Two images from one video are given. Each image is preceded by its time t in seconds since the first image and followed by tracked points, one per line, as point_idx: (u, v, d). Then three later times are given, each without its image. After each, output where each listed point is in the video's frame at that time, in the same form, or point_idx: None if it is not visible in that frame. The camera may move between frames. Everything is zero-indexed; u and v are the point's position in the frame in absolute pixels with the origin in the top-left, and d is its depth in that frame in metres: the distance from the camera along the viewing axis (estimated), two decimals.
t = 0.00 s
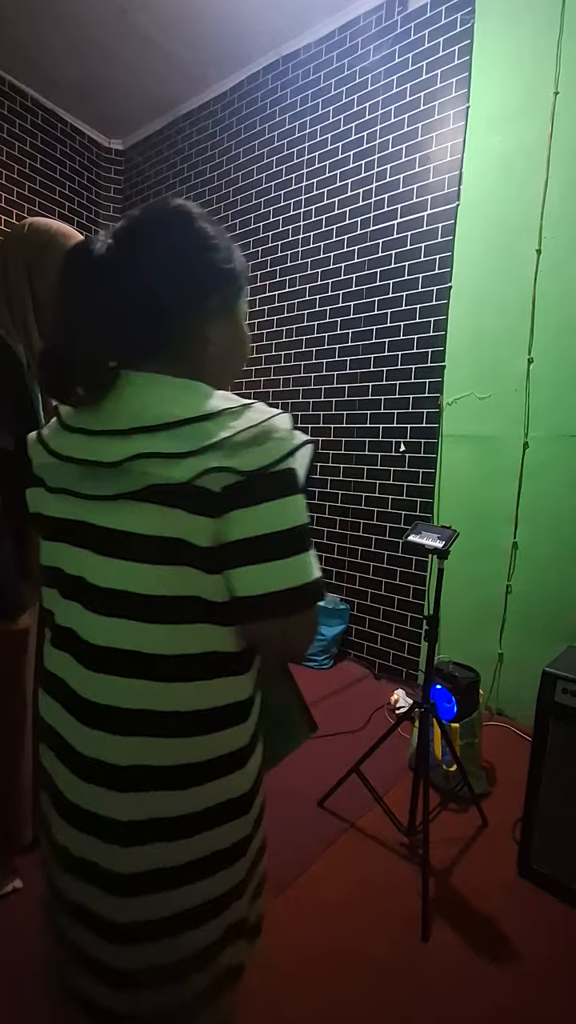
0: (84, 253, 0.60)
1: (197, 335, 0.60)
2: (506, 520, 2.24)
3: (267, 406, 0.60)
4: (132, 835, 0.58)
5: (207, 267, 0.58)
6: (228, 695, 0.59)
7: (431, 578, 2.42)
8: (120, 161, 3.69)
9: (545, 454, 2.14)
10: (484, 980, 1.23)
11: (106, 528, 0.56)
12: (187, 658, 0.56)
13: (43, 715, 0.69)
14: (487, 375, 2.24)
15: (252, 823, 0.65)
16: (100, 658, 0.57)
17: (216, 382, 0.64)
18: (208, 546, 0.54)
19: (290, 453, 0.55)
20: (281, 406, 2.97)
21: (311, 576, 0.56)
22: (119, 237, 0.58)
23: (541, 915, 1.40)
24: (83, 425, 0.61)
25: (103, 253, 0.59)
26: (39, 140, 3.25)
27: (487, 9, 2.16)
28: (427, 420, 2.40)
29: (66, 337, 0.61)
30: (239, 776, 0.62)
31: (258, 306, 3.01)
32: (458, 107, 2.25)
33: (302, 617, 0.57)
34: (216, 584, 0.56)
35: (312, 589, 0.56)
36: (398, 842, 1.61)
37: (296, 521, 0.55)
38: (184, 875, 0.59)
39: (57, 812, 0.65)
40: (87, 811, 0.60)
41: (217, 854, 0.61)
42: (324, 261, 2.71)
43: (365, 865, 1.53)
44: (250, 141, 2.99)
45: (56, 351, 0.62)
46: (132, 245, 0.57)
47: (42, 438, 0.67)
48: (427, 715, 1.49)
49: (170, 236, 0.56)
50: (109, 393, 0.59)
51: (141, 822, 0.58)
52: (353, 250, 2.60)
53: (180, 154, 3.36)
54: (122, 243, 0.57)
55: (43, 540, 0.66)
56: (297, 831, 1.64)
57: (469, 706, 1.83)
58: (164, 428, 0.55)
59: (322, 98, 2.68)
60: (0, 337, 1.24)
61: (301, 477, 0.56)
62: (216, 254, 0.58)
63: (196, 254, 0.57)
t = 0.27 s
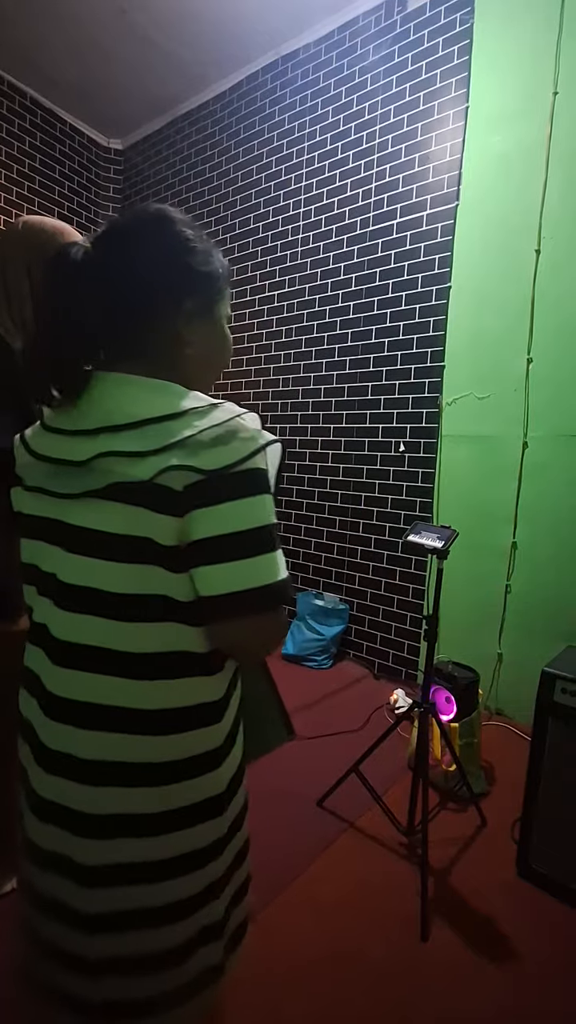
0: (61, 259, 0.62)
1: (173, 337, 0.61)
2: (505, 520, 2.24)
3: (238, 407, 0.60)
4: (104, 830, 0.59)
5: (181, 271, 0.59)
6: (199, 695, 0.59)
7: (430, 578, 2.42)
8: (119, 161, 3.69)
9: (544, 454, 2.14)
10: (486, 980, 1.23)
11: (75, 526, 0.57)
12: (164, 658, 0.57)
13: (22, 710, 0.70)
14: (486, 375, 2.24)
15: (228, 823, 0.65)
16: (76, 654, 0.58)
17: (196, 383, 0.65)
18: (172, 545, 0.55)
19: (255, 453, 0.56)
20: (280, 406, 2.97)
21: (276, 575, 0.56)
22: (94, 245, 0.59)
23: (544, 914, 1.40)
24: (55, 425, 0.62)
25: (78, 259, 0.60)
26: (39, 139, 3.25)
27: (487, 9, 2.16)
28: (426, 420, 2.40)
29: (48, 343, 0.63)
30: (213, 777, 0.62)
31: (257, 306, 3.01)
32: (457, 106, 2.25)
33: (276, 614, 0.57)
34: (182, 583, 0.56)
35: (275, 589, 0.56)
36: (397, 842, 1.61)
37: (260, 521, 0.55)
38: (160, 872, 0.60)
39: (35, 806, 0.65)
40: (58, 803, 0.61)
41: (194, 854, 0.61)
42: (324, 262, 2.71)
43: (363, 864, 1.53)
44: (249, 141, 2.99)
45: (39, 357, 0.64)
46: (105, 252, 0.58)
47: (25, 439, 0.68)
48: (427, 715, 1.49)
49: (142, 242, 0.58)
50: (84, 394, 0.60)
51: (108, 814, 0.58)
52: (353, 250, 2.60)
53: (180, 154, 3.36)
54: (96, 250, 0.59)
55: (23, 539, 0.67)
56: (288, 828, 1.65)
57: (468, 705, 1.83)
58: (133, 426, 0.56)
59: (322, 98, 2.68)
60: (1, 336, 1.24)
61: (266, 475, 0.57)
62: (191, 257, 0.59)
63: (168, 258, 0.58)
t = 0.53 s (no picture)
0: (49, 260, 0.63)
1: (160, 335, 0.61)
2: (505, 520, 2.24)
3: (223, 402, 0.60)
4: (91, 831, 0.59)
5: (165, 269, 0.59)
6: (186, 695, 0.59)
7: (430, 578, 2.42)
8: (119, 161, 3.69)
9: (544, 453, 2.14)
10: (485, 979, 1.23)
11: (61, 526, 0.58)
12: (153, 658, 0.57)
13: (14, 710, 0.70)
14: (486, 375, 2.24)
15: (215, 828, 0.66)
16: (64, 655, 0.58)
17: (184, 382, 0.66)
18: (154, 542, 0.54)
19: (238, 447, 0.55)
20: (279, 406, 2.97)
21: (261, 572, 0.55)
22: (82, 249, 0.60)
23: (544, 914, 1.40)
24: (44, 425, 0.63)
25: (66, 260, 0.61)
26: (38, 139, 3.25)
27: (486, 9, 2.16)
28: (426, 420, 2.40)
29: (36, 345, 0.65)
30: (201, 780, 0.62)
31: (256, 306, 3.01)
32: (457, 106, 2.25)
33: (262, 613, 0.57)
34: (166, 581, 0.56)
35: (260, 586, 0.55)
36: (397, 841, 1.61)
37: (243, 517, 0.54)
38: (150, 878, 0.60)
39: (28, 808, 0.65)
40: (46, 803, 0.61)
41: (180, 860, 0.62)
42: (323, 261, 2.71)
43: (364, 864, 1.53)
44: (249, 141, 2.99)
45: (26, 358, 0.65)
46: (92, 256, 0.59)
47: (17, 441, 0.68)
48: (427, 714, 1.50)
49: (127, 241, 0.58)
50: (71, 391, 0.61)
51: (95, 813, 0.59)
52: (352, 250, 2.60)
53: (179, 154, 3.36)
54: (83, 254, 0.60)
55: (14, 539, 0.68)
56: (284, 827, 1.65)
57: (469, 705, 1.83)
58: (115, 422, 0.56)
59: (321, 98, 2.68)
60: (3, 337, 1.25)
61: (253, 469, 0.56)
62: (176, 255, 0.60)
63: (154, 259, 0.59)
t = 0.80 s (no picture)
0: (43, 257, 0.63)
1: (154, 333, 0.62)
2: (505, 520, 2.24)
3: (212, 402, 0.60)
4: (85, 832, 0.59)
5: (159, 268, 0.59)
6: (178, 695, 0.59)
7: (430, 578, 2.42)
8: (118, 160, 3.69)
9: (543, 454, 2.14)
10: (485, 979, 1.23)
11: (53, 526, 0.57)
12: (147, 659, 0.57)
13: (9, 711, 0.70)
14: (486, 375, 2.24)
15: (210, 829, 0.66)
16: (57, 657, 0.58)
17: (177, 382, 0.66)
18: (142, 542, 0.54)
19: (227, 445, 0.55)
20: (279, 406, 2.97)
21: (252, 572, 0.55)
22: (76, 251, 0.60)
23: (544, 915, 1.40)
24: (36, 426, 0.63)
25: (61, 259, 0.62)
26: (38, 139, 3.25)
27: (486, 9, 2.16)
28: (426, 420, 2.40)
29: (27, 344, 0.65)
30: (195, 781, 0.62)
31: (256, 306, 3.01)
32: (457, 106, 2.25)
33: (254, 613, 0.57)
34: (156, 582, 0.55)
35: (250, 586, 0.55)
36: (397, 842, 1.61)
37: (233, 517, 0.54)
38: (145, 879, 0.60)
39: (24, 809, 0.65)
40: (40, 805, 0.62)
41: (175, 862, 0.62)
42: (323, 261, 2.71)
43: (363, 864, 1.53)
44: (249, 140, 2.98)
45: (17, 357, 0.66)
46: (86, 258, 0.59)
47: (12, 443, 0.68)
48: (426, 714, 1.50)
49: (121, 240, 0.58)
50: (63, 391, 0.61)
51: (88, 814, 0.59)
52: (352, 250, 2.60)
53: (179, 154, 3.36)
54: (77, 257, 0.60)
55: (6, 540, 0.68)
56: (281, 827, 1.66)
57: (470, 705, 1.83)
58: (105, 423, 0.56)
59: (321, 98, 2.68)
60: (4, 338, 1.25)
61: (242, 467, 0.56)
62: (171, 253, 0.60)
63: (147, 260, 0.59)
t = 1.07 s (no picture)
0: (37, 254, 0.62)
1: (149, 332, 0.61)
2: (505, 520, 2.24)
3: (209, 404, 0.60)
4: (80, 833, 0.59)
5: (154, 265, 0.58)
6: (173, 697, 0.59)
7: (430, 579, 2.42)
8: (119, 160, 3.68)
9: (544, 454, 2.14)
10: (484, 980, 1.23)
11: (48, 527, 0.57)
12: (144, 661, 0.56)
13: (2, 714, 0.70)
14: (486, 375, 2.24)
15: (205, 830, 0.65)
16: (52, 659, 0.57)
17: (174, 384, 0.66)
18: (137, 546, 0.54)
19: (224, 447, 0.55)
20: (279, 406, 2.97)
21: (248, 574, 0.55)
22: (75, 250, 0.60)
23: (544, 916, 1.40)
24: (30, 427, 0.62)
25: (57, 257, 0.61)
26: (38, 140, 3.25)
27: (486, 9, 2.16)
28: (426, 420, 2.40)
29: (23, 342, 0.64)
30: (188, 784, 0.62)
31: (257, 306, 3.01)
32: (457, 106, 2.25)
33: (249, 615, 0.56)
34: (151, 585, 0.55)
35: (247, 588, 0.55)
36: (397, 842, 1.61)
37: (228, 520, 0.53)
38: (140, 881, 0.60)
39: (17, 811, 0.65)
40: (33, 808, 0.61)
41: (170, 864, 0.61)
42: (323, 261, 2.71)
43: (363, 866, 1.53)
44: (249, 140, 2.98)
45: (10, 355, 0.64)
46: (85, 257, 0.59)
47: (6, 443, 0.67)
48: (427, 715, 1.49)
49: (117, 237, 0.58)
50: (57, 392, 0.61)
51: (83, 817, 0.58)
52: (353, 250, 2.60)
53: (179, 154, 3.36)
54: (76, 257, 0.60)
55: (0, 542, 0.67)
56: (279, 829, 1.65)
57: (472, 705, 1.82)
58: (97, 426, 0.56)
59: (321, 98, 2.68)
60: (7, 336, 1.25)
61: (240, 468, 0.56)
62: (166, 251, 0.59)
63: (146, 261, 0.58)
